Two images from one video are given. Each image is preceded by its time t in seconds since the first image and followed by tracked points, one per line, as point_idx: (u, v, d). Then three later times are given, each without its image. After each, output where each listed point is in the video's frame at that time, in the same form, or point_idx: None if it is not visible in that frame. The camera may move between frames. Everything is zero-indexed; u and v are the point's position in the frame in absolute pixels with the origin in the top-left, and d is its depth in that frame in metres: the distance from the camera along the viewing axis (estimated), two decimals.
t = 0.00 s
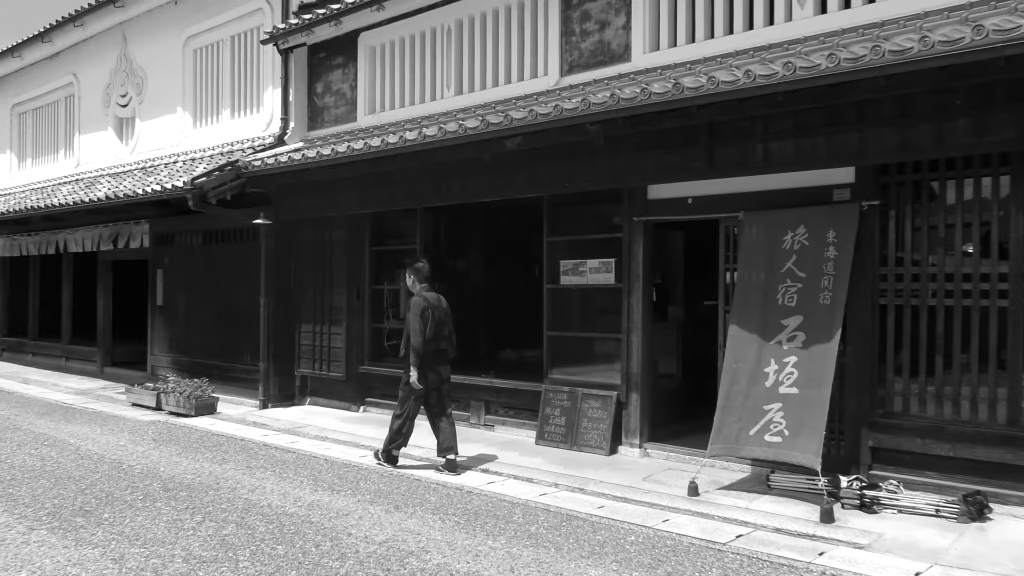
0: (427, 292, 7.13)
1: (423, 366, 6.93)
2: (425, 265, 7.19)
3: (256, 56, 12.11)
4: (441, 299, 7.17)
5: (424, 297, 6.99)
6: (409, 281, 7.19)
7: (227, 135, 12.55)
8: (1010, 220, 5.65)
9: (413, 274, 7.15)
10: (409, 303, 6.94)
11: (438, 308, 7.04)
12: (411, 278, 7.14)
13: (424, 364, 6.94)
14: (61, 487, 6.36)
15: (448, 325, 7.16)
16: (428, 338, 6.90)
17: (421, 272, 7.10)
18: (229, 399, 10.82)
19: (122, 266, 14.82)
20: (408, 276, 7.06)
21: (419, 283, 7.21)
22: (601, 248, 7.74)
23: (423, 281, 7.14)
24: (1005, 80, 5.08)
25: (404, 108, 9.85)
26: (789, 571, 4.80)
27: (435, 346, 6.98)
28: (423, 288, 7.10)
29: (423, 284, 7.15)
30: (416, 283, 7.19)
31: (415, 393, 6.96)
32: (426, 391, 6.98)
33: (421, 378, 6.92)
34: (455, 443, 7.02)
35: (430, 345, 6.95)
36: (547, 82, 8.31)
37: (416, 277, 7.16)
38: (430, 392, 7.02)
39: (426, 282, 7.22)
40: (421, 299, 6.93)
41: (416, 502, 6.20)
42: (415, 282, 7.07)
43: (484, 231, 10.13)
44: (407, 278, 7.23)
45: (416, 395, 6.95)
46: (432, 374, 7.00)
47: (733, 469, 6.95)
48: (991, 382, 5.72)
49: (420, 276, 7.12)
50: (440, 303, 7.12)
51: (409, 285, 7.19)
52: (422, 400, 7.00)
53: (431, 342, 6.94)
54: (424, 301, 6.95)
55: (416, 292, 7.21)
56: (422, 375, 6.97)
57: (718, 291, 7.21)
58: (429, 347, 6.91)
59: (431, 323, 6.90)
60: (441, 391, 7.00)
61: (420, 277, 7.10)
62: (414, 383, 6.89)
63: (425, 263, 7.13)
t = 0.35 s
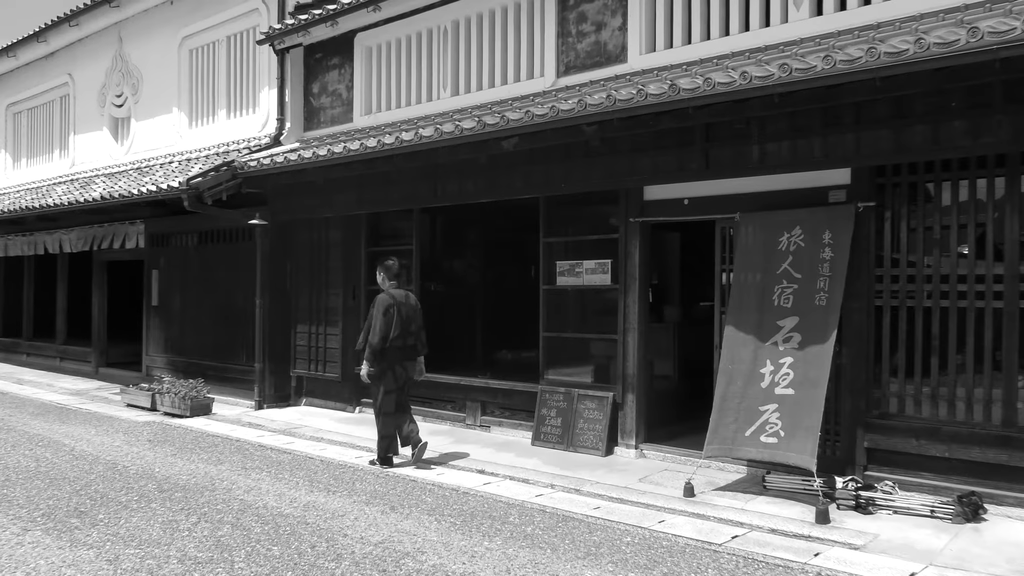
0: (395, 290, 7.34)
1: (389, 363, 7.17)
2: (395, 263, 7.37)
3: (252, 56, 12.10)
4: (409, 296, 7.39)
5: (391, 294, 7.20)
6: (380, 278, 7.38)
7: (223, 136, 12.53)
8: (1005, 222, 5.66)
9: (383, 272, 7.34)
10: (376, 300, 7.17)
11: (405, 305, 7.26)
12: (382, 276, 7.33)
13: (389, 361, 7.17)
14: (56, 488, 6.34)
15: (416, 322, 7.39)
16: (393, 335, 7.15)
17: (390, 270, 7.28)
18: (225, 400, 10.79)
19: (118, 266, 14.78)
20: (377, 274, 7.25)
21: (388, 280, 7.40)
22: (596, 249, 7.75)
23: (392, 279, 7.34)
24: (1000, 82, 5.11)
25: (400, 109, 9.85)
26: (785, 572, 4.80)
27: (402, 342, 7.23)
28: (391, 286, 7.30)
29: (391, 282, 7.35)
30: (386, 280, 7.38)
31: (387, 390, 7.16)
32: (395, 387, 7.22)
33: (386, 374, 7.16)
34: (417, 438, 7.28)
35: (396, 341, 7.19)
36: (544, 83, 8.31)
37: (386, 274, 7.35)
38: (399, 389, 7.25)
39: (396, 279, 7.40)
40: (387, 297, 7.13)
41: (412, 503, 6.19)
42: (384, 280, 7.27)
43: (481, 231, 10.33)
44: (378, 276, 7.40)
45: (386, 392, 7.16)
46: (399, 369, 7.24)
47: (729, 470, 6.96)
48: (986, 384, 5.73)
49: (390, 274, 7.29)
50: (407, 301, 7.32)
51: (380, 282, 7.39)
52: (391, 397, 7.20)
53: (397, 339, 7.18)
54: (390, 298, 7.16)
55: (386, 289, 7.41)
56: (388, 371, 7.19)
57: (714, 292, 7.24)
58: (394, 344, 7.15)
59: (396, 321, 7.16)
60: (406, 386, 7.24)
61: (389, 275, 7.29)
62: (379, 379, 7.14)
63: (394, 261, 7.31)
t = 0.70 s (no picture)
0: (379, 292, 7.37)
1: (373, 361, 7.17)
2: (381, 265, 7.48)
3: (251, 56, 12.09)
4: (393, 298, 7.40)
5: (373, 295, 7.26)
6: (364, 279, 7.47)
7: (222, 136, 12.52)
8: (1005, 223, 5.66)
9: (367, 274, 7.45)
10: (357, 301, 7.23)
11: (387, 307, 7.27)
12: (365, 277, 7.43)
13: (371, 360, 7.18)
14: (55, 488, 6.34)
15: (399, 322, 7.39)
16: (375, 335, 7.16)
17: (374, 272, 7.37)
18: (225, 400, 10.79)
19: (118, 267, 14.76)
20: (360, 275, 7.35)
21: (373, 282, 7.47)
22: (595, 250, 7.75)
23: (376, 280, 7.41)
24: (1000, 83, 5.11)
25: (399, 110, 9.85)
26: (784, 572, 4.80)
27: (385, 342, 7.22)
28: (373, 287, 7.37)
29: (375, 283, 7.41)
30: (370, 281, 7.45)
31: (373, 388, 7.20)
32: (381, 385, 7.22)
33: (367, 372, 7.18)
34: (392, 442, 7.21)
35: (379, 342, 7.19)
36: (543, 84, 8.31)
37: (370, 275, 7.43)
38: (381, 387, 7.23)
39: (381, 281, 7.47)
40: (367, 298, 7.20)
41: (411, 503, 6.19)
42: (367, 281, 7.36)
43: (480, 232, 10.40)
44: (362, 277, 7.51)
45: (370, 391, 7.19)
46: (384, 368, 7.24)
47: (728, 471, 6.96)
48: (986, 385, 5.73)
49: (374, 276, 7.39)
50: (389, 302, 7.34)
51: (365, 284, 7.47)
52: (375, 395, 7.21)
53: (379, 339, 7.17)
54: (371, 300, 7.22)
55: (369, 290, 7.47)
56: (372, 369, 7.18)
57: (713, 293, 7.23)
58: (376, 345, 7.15)
59: (377, 322, 7.17)
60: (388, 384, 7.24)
61: (374, 277, 7.39)
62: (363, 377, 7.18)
63: (379, 263, 7.41)
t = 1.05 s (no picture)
0: (360, 288, 7.62)
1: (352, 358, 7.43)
2: (361, 262, 7.64)
3: (250, 54, 12.07)
4: (373, 295, 7.67)
5: (355, 291, 7.50)
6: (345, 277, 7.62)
7: (220, 133, 12.51)
8: (1004, 222, 5.66)
9: (349, 271, 7.62)
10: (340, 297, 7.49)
11: (367, 303, 7.54)
12: (347, 274, 7.58)
13: (349, 356, 7.42)
14: (52, 485, 6.33)
15: (377, 318, 7.65)
16: (354, 330, 7.41)
17: (356, 269, 7.55)
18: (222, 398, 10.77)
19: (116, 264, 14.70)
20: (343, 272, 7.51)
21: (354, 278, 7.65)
22: (593, 248, 7.76)
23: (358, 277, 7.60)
24: (999, 83, 5.11)
25: (397, 108, 9.85)
26: (782, 571, 4.80)
27: (363, 337, 7.47)
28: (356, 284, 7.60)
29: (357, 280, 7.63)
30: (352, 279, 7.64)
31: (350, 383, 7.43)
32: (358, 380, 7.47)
33: (346, 369, 7.41)
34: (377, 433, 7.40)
35: (358, 336, 7.45)
36: (542, 82, 8.31)
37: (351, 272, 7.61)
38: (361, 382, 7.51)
39: (362, 277, 7.65)
40: (351, 294, 7.44)
41: (409, 501, 6.19)
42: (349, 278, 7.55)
43: (479, 229, 10.38)
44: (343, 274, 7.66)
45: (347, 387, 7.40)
46: (363, 363, 7.49)
47: (726, 469, 6.96)
48: (984, 384, 5.74)
49: (355, 272, 7.55)
50: (370, 298, 7.62)
51: (346, 279, 7.67)
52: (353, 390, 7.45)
53: (358, 334, 7.43)
54: (353, 295, 7.45)
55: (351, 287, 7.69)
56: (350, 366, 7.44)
57: (712, 291, 7.23)
58: (355, 340, 7.39)
59: (357, 317, 7.43)
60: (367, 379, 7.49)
61: (355, 274, 7.56)
62: (342, 373, 7.41)
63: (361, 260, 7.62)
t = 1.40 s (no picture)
0: (341, 286, 7.78)
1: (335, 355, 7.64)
2: (340, 261, 7.87)
3: (248, 52, 12.05)
4: (354, 292, 7.85)
5: (337, 290, 7.66)
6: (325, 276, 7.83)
7: (218, 131, 12.49)
8: (1001, 221, 5.67)
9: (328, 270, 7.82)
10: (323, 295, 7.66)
11: (350, 301, 7.72)
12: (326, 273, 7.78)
13: (335, 351, 7.65)
14: (49, 484, 6.31)
15: (359, 315, 7.86)
16: (339, 327, 7.62)
17: (335, 268, 7.75)
18: (220, 396, 10.76)
19: (113, 262, 14.66)
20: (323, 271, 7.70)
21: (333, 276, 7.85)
22: (591, 247, 7.76)
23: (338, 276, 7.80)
24: (997, 82, 5.10)
25: (394, 106, 9.85)
26: (779, 570, 4.80)
27: (346, 334, 7.70)
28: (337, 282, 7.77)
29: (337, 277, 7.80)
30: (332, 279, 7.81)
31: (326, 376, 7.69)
32: (337, 375, 7.68)
33: (331, 364, 7.62)
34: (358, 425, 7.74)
35: (342, 333, 7.66)
36: (540, 81, 8.30)
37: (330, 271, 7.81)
38: (342, 376, 7.71)
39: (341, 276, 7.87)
40: (333, 292, 7.61)
41: (407, 500, 6.19)
42: (330, 276, 7.74)
43: (477, 228, 10.39)
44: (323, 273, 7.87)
45: (326, 380, 7.68)
46: (345, 360, 7.70)
47: (724, 468, 6.97)
48: (981, 383, 5.75)
49: (335, 271, 7.77)
50: (352, 296, 7.80)
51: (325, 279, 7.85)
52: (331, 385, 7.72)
53: (341, 331, 7.64)
54: (336, 294, 7.63)
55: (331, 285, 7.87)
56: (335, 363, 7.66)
57: (710, 290, 7.23)
58: (338, 336, 7.63)
59: (341, 314, 7.61)
60: (352, 376, 7.69)
61: (335, 273, 7.76)
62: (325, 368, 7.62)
63: (339, 260, 7.80)
